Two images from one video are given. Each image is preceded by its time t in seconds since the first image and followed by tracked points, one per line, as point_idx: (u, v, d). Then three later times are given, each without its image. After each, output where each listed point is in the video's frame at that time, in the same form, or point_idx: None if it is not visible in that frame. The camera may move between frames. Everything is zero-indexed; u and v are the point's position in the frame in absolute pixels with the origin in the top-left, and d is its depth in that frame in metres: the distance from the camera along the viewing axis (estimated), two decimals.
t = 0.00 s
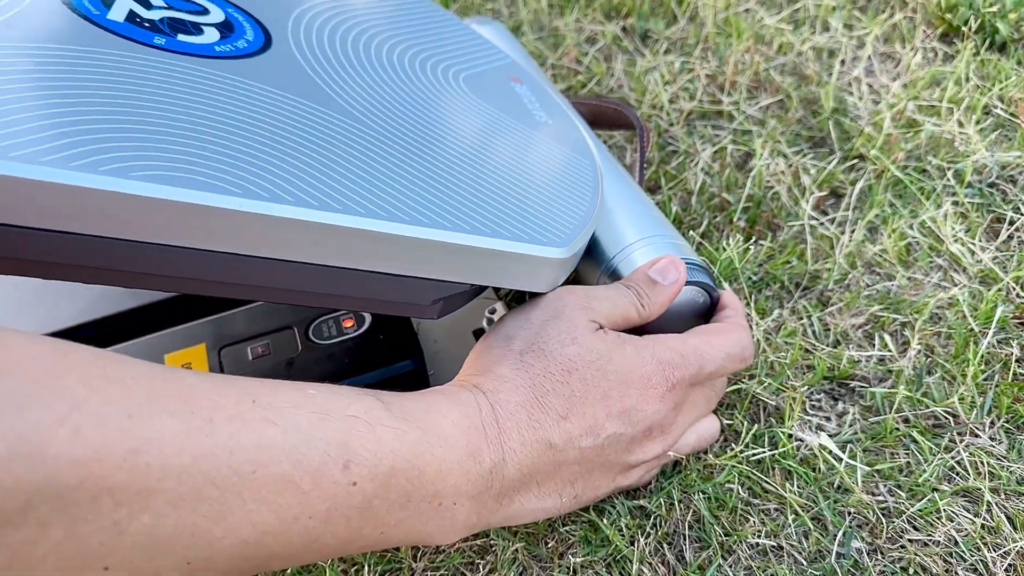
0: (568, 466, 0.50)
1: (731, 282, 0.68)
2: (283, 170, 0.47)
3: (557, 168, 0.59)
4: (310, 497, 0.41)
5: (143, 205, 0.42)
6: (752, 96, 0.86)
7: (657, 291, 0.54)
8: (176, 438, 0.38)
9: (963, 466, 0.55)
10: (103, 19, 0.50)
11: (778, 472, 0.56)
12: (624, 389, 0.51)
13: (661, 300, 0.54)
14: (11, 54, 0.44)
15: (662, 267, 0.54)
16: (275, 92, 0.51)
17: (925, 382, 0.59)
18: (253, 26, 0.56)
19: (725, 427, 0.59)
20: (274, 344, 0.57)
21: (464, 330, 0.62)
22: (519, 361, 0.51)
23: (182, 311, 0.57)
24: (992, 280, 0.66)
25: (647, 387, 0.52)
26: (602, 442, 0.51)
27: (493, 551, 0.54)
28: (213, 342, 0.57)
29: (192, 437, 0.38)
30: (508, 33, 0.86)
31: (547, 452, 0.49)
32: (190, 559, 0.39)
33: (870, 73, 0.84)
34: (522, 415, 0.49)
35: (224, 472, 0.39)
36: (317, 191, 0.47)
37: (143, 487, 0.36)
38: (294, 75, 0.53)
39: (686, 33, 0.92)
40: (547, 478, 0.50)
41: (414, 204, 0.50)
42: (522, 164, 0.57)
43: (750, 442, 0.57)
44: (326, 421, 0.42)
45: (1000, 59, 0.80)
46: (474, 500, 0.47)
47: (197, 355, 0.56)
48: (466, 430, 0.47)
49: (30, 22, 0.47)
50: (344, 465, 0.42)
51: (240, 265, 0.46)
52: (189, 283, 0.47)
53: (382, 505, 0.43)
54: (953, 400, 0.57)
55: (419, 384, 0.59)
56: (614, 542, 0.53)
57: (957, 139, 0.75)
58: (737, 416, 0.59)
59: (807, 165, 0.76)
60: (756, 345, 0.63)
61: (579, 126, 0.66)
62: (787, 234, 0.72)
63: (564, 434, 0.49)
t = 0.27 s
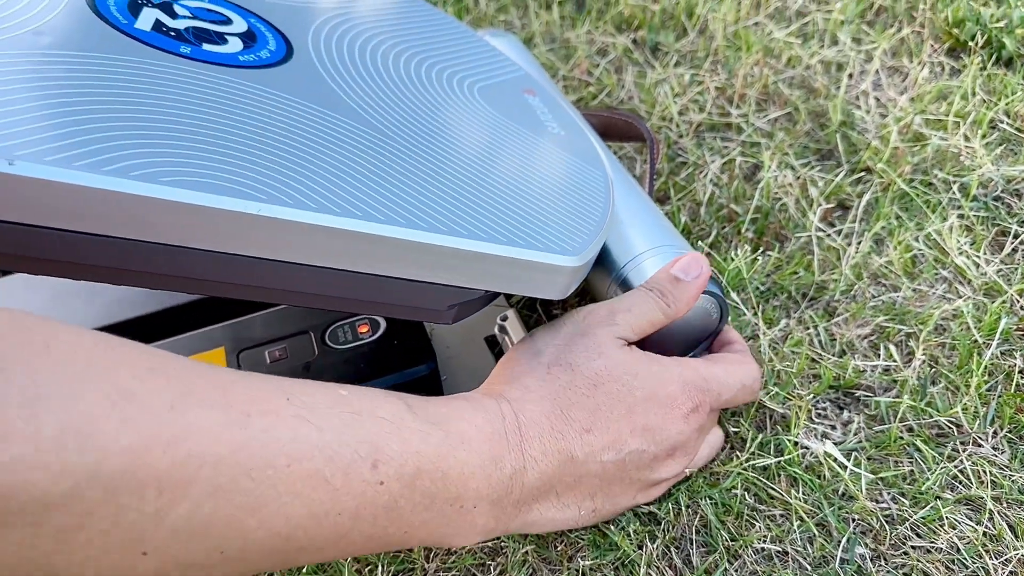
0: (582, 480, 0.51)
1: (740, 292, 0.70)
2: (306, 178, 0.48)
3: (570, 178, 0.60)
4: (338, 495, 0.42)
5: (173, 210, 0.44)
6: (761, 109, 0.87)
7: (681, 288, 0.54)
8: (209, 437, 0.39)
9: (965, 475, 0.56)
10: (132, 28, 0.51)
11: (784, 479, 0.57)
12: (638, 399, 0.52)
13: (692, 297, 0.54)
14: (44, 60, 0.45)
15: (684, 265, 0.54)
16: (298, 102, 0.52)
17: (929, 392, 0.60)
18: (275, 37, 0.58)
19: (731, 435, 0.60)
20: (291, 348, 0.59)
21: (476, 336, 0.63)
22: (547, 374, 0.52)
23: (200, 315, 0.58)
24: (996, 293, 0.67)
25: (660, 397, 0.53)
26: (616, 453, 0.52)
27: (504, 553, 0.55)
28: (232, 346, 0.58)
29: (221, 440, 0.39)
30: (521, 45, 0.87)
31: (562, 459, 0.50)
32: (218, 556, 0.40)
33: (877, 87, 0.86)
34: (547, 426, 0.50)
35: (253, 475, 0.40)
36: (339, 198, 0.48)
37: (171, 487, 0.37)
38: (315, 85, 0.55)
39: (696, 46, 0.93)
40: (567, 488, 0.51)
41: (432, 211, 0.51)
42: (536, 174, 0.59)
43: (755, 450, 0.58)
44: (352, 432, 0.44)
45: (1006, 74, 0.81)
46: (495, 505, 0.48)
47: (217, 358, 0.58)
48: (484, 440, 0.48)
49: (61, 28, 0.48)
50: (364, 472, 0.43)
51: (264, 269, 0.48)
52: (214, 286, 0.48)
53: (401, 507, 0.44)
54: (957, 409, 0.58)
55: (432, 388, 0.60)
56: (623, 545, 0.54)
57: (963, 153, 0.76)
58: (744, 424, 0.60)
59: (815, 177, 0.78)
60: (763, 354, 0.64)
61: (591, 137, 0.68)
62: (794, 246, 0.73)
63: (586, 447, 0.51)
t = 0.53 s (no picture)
0: (590, 472, 0.51)
1: (747, 299, 0.70)
2: (318, 182, 0.49)
3: (579, 184, 0.61)
4: (345, 495, 0.43)
5: (187, 212, 0.44)
6: (771, 118, 0.87)
7: (680, 303, 0.55)
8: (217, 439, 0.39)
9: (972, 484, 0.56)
10: (148, 33, 0.52)
11: (791, 486, 0.57)
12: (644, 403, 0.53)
13: (684, 311, 0.55)
14: (61, 64, 0.46)
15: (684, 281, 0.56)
16: (311, 107, 0.53)
17: (937, 401, 0.60)
18: (289, 43, 0.59)
19: (741, 440, 0.60)
20: (301, 351, 0.59)
21: (485, 340, 0.64)
22: (543, 372, 0.52)
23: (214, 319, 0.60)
24: (1005, 302, 0.67)
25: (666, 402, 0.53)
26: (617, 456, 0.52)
27: (510, 556, 0.55)
28: (244, 348, 0.59)
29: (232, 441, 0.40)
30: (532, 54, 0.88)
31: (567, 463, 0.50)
32: (227, 554, 0.40)
33: (887, 97, 0.86)
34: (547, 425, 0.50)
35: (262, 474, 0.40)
36: (350, 202, 0.49)
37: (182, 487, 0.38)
38: (328, 91, 0.55)
39: (706, 55, 0.94)
40: (568, 484, 0.51)
41: (442, 216, 0.52)
42: (546, 180, 0.59)
43: (762, 456, 0.59)
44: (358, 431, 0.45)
45: (1017, 84, 0.82)
46: (497, 504, 0.48)
47: (227, 360, 0.58)
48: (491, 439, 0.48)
49: (79, 32, 0.49)
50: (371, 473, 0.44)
51: (276, 271, 0.48)
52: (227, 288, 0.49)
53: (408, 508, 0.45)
54: (964, 418, 0.58)
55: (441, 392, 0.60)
56: (630, 550, 0.54)
57: (972, 163, 0.76)
58: (753, 430, 0.60)
59: (824, 186, 0.78)
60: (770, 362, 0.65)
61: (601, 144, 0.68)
62: (803, 254, 0.74)
63: (586, 443, 0.51)
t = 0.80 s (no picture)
0: (595, 497, 0.52)
1: (756, 311, 0.70)
2: (329, 189, 0.49)
3: (589, 194, 0.61)
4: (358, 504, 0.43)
5: (198, 217, 0.44)
6: (782, 129, 0.87)
7: (681, 303, 0.55)
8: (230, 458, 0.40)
9: (981, 498, 0.56)
10: (163, 40, 0.52)
11: (799, 498, 0.57)
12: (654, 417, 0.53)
13: (686, 309, 0.55)
14: (76, 69, 0.47)
15: (684, 280, 0.55)
16: (324, 116, 0.53)
17: (946, 415, 0.60)
18: (302, 52, 0.59)
19: (747, 453, 0.60)
20: (310, 359, 0.59)
21: (493, 350, 0.64)
22: (547, 398, 0.53)
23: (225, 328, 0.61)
24: (1016, 316, 0.66)
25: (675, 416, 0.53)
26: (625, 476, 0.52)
27: (517, 568, 0.56)
28: (253, 356, 0.60)
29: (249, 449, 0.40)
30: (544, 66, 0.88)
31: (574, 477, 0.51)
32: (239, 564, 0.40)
33: (899, 108, 0.86)
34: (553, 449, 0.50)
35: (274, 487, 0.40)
36: (361, 210, 0.49)
37: (198, 498, 0.38)
38: (340, 99, 0.56)
39: (717, 66, 0.94)
40: (575, 509, 0.52)
41: (452, 224, 0.52)
42: (555, 190, 0.59)
43: (768, 469, 0.59)
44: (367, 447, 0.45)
45: None
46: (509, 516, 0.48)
47: (236, 368, 0.59)
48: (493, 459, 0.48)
49: (94, 39, 0.49)
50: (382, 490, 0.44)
51: (286, 276, 0.49)
52: (238, 293, 0.49)
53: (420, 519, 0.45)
54: (974, 432, 0.58)
55: (447, 403, 0.60)
56: (635, 562, 0.54)
57: (983, 176, 0.76)
58: (760, 442, 0.61)
59: (835, 198, 0.78)
60: (779, 374, 0.65)
61: (611, 155, 0.68)
62: (812, 266, 0.73)
63: (592, 469, 0.51)
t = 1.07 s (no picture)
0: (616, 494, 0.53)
1: (766, 324, 0.71)
2: (350, 204, 0.51)
3: (603, 208, 0.62)
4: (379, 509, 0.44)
5: (226, 230, 0.46)
6: (794, 144, 0.88)
7: (704, 320, 0.57)
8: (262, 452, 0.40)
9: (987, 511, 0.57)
10: (191, 58, 0.54)
11: (806, 509, 0.58)
12: (667, 427, 0.54)
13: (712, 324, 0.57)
14: (108, 86, 0.48)
15: (707, 298, 0.57)
16: (345, 133, 0.55)
17: (954, 428, 0.61)
18: (324, 69, 0.61)
19: (757, 464, 0.61)
20: (329, 369, 0.61)
21: (507, 360, 0.65)
22: (573, 392, 0.54)
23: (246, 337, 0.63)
24: None
25: (688, 427, 0.54)
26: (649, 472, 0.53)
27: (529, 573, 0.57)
28: (274, 365, 0.61)
29: (276, 453, 0.41)
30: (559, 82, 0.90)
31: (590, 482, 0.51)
32: (263, 567, 0.41)
33: (911, 124, 0.87)
34: (577, 443, 0.52)
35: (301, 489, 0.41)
36: (381, 224, 0.51)
37: (225, 502, 0.39)
38: (361, 116, 0.58)
39: (731, 82, 0.95)
40: (591, 513, 0.53)
41: (469, 238, 0.53)
42: (570, 204, 0.61)
43: (777, 478, 0.60)
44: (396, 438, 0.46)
45: None
46: (525, 523, 0.49)
47: (258, 376, 0.61)
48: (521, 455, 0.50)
49: (126, 56, 0.51)
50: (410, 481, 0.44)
51: (308, 287, 0.50)
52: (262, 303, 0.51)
53: (440, 521, 0.45)
54: (981, 446, 0.59)
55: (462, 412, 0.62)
56: (646, 569, 0.55)
57: (994, 192, 0.77)
58: (769, 453, 0.62)
59: (846, 213, 0.79)
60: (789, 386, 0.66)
61: (625, 170, 0.70)
62: (823, 280, 0.74)
63: (615, 464, 0.52)
